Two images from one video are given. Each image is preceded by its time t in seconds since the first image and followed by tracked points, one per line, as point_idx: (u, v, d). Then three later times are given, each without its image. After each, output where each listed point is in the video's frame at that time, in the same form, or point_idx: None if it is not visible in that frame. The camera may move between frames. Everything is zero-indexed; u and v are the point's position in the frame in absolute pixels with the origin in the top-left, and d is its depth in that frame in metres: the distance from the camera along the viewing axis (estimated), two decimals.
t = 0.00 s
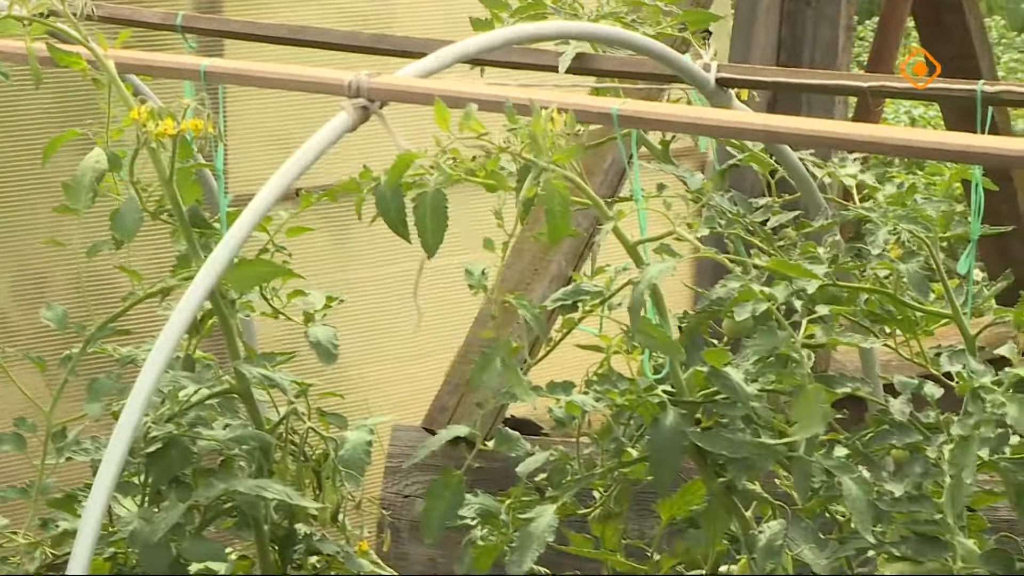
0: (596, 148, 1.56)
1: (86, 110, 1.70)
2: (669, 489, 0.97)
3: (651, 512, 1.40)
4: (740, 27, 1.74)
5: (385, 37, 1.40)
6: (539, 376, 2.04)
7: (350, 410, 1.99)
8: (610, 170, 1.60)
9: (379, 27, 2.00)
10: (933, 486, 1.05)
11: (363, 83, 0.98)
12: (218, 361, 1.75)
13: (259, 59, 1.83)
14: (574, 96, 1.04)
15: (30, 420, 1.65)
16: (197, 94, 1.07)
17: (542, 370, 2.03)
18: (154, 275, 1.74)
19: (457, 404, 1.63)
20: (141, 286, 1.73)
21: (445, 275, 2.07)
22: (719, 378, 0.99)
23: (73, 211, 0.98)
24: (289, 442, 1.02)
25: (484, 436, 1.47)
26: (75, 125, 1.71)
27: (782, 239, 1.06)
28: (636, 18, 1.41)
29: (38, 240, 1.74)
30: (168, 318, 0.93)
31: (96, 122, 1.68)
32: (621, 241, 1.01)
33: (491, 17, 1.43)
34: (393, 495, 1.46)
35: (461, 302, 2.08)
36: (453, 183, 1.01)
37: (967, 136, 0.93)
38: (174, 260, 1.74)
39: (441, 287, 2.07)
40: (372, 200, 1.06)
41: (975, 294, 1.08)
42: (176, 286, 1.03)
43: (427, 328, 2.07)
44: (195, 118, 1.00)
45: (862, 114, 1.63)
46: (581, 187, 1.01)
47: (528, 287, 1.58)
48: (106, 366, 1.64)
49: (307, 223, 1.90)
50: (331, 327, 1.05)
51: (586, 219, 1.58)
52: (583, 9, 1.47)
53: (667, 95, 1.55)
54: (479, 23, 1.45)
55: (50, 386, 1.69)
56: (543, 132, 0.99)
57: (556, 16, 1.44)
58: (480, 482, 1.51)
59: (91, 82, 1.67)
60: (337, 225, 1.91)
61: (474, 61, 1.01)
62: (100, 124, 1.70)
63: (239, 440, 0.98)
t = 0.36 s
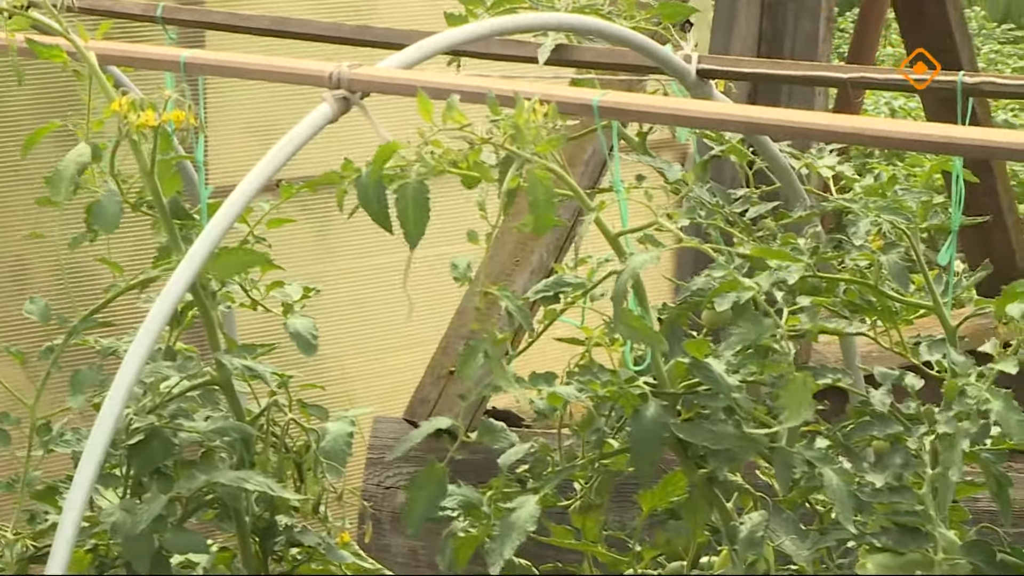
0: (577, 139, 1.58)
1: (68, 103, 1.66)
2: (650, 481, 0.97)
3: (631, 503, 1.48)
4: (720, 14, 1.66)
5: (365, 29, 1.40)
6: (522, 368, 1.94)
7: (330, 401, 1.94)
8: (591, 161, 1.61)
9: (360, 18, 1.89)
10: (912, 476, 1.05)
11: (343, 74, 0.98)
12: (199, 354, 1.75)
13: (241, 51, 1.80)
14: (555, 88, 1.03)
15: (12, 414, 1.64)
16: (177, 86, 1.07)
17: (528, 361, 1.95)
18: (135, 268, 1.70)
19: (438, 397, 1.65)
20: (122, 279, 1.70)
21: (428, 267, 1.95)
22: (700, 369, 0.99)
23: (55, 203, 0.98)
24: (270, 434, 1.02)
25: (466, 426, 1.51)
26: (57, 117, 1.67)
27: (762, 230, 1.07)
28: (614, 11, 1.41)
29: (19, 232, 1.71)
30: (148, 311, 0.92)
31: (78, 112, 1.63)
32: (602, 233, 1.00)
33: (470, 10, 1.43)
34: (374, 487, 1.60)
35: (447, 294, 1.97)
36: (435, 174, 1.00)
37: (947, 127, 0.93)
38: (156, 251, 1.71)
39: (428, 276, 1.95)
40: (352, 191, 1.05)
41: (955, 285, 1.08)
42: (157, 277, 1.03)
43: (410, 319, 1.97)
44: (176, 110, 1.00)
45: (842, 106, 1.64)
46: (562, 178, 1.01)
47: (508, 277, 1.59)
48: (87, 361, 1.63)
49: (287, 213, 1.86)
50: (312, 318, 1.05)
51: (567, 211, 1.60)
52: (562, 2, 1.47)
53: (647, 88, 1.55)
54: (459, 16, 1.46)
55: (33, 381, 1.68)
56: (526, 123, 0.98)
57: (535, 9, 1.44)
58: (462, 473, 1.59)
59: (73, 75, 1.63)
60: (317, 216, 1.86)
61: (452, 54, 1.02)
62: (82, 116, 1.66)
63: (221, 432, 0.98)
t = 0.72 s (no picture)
0: (558, 129, 1.58)
1: (50, 93, 1.68)
2: (633, 471, 0.96)
3: (615, 493, 1.51)
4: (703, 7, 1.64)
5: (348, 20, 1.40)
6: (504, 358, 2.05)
7: (313, 391, 1.99)
8: (574, 152, 1.61)
9: (344, 6, 1.93)
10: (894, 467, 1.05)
11: (326, 65, 0.98)
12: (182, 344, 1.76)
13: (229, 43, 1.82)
14: (537, 78, 1.03)
15: None
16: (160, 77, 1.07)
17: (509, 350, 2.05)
18: (118, 258, 1.73)
19: (420, 388, 1.64)
20: (104, 269, 1.73)
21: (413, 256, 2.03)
22: (683, 359, 0.99)
23: (36, 194, 0.98)
24: (253, 424, 1.02)
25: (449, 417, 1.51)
26: (39, 108, 1.70)
27: (745, 221, 1.07)
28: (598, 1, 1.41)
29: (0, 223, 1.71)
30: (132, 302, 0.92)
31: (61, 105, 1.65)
32: (584, 222, 1.00)
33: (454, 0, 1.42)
34: (357, 477, 1.60)
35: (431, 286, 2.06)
36: (418, 165, 1.00)
37: (930, 117, 0.92)
38: (137, 243, 1.73)
39: (411, 271, 2.03)
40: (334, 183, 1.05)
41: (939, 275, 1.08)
42: (140, 268, 1.03)
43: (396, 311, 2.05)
44: (157, 100, 1.00)
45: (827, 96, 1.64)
46: (544, 168, 1.00)
47: (491, 269, 1.59)
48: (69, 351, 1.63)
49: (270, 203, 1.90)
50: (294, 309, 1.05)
51: (550, 201, 1.59)
52: None
53: (630, 79, 1.55)
54: (442, 6, 1.46)
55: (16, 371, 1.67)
56: (506, 112, 0.99)
57: None
58: (445, 465, 1.60)
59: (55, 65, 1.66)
60: (299, 207, 1.92)
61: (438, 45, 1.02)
62: (65, 106, 1.68)
63: (204, 423, 0.98)
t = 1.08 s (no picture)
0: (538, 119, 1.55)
1: (30, 85, 1.68)
2: (613, 461, 0.96)
3: (595, 482, 1.49)
4: None
5: (327, 10, 1.40)
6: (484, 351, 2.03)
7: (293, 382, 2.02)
8: (554, 141, 1.58)
9: None
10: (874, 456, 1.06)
11: (305, 55, 0.97)
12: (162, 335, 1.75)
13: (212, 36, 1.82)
14: (516, 67, 1.03)
15: None
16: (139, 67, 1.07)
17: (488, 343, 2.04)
18: (95, 249, 1.72)
19: (400, 377, 1.62)
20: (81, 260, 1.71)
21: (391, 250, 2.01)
22: (663, 349, 0.98)
23: (13, 185, 0.98)
24: (233, 415, 1.02)
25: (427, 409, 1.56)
26: (19, 100, 1.69)
27: (724, 211, 1.08)
28: None
29: None
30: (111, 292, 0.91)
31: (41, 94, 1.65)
32: (563, 212, 1.00)
33: None
34: (337, 467, 1.59)
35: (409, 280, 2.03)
36: (396, 156, 1.00)
37: (906, 106, 0.92)
38: (116, 233, 1.73)
39: (392, 261, 2.02)
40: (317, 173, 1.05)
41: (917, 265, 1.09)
42: (119, 258, 1.03)
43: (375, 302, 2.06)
44: (135, 91, 1.00)
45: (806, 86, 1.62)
46: (522, 159, 0.99)
47: (471, 259, 1.58)
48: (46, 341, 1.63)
49: (250, 194, 1.92)
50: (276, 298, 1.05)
51: (529, 191, 1.58)
52: None
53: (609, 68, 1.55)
54: None
55: None
56: (484, 103, 0.99)
57: None
58: (424, 455, 1.59)
59: (35, 56, 1.65)
60: (277, 196, 1.92)
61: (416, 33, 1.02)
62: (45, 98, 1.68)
63: (183, 413, 0.98)
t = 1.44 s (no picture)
0: (516, 107, 1.58)
1: None
2: (592, 448, 0.96)
3: (575, 471, 1.57)
4: None
5: None
6: (463, 338, 2.05)
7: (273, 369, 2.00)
8: (533, 128, 1.61)
9: None
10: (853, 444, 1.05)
11: (284, 42, 0.97)
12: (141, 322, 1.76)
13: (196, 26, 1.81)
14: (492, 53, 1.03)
15: None
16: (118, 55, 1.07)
17: (466, 330, 2.05)
18: (75, 237, 1.72)
19: (379, 365, 1.67)
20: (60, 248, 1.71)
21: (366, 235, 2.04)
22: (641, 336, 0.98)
23: None
24: (211, 402, 1.02)
25: (404, 394, 1.57)
26: None
27: (704, 199, 1.08)
28: None
29: None
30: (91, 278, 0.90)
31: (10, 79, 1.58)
32: (543, 200, 0.99)
33: None
34: (316, 455, 1.62)
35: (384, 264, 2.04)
36: (375, 144, 1.00)
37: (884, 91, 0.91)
38: (94, 220, 1.73)
39: (367, 247, 2.04)
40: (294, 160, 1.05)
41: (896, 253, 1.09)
42: (98, 246, 1.03)
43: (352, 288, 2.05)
44: (113, 77, 0.99)
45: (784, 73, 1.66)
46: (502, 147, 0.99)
47: (450, 248, 1.60)
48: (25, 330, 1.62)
49: (230, 182, 1.93)
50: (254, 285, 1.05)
51: (507, 179, 1.60)
52: None
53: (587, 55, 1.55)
54: None
55: None
56: (461, 92, 0.98)
57: None
58: (403, 443, 1.61)
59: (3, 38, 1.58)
60: (257, 181, 1.94)
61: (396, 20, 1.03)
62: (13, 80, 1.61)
63: (161, 401, 0.98)
